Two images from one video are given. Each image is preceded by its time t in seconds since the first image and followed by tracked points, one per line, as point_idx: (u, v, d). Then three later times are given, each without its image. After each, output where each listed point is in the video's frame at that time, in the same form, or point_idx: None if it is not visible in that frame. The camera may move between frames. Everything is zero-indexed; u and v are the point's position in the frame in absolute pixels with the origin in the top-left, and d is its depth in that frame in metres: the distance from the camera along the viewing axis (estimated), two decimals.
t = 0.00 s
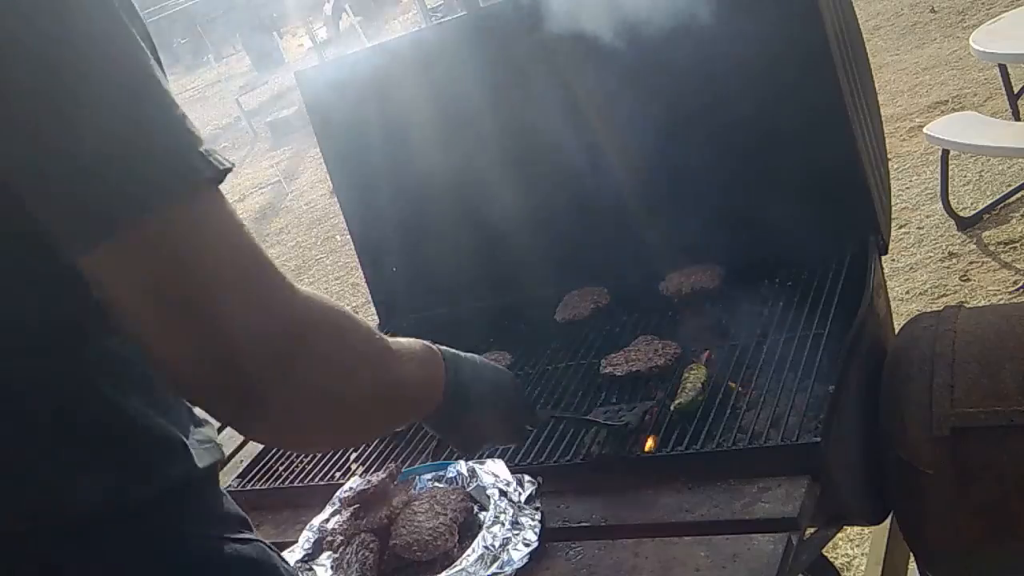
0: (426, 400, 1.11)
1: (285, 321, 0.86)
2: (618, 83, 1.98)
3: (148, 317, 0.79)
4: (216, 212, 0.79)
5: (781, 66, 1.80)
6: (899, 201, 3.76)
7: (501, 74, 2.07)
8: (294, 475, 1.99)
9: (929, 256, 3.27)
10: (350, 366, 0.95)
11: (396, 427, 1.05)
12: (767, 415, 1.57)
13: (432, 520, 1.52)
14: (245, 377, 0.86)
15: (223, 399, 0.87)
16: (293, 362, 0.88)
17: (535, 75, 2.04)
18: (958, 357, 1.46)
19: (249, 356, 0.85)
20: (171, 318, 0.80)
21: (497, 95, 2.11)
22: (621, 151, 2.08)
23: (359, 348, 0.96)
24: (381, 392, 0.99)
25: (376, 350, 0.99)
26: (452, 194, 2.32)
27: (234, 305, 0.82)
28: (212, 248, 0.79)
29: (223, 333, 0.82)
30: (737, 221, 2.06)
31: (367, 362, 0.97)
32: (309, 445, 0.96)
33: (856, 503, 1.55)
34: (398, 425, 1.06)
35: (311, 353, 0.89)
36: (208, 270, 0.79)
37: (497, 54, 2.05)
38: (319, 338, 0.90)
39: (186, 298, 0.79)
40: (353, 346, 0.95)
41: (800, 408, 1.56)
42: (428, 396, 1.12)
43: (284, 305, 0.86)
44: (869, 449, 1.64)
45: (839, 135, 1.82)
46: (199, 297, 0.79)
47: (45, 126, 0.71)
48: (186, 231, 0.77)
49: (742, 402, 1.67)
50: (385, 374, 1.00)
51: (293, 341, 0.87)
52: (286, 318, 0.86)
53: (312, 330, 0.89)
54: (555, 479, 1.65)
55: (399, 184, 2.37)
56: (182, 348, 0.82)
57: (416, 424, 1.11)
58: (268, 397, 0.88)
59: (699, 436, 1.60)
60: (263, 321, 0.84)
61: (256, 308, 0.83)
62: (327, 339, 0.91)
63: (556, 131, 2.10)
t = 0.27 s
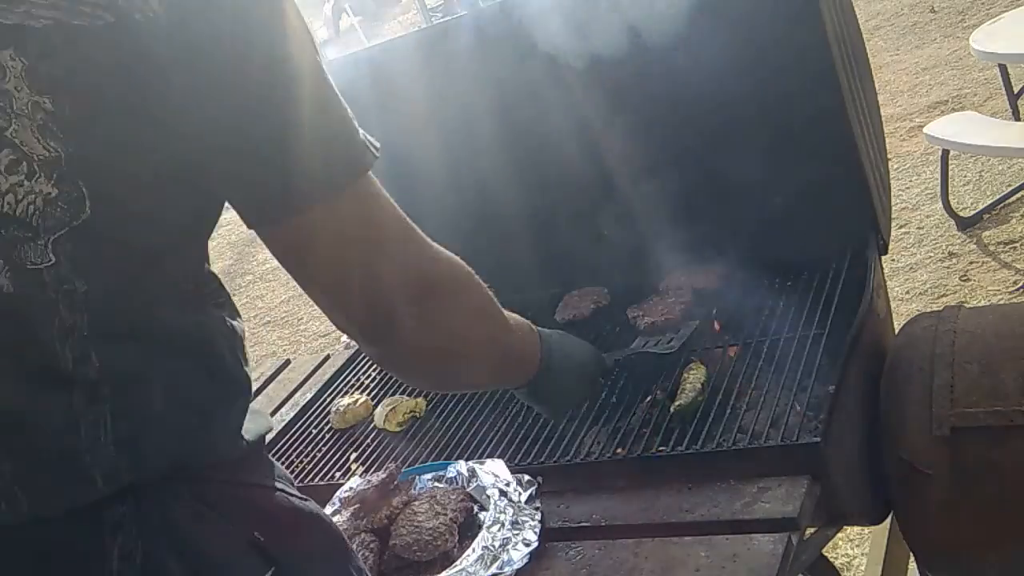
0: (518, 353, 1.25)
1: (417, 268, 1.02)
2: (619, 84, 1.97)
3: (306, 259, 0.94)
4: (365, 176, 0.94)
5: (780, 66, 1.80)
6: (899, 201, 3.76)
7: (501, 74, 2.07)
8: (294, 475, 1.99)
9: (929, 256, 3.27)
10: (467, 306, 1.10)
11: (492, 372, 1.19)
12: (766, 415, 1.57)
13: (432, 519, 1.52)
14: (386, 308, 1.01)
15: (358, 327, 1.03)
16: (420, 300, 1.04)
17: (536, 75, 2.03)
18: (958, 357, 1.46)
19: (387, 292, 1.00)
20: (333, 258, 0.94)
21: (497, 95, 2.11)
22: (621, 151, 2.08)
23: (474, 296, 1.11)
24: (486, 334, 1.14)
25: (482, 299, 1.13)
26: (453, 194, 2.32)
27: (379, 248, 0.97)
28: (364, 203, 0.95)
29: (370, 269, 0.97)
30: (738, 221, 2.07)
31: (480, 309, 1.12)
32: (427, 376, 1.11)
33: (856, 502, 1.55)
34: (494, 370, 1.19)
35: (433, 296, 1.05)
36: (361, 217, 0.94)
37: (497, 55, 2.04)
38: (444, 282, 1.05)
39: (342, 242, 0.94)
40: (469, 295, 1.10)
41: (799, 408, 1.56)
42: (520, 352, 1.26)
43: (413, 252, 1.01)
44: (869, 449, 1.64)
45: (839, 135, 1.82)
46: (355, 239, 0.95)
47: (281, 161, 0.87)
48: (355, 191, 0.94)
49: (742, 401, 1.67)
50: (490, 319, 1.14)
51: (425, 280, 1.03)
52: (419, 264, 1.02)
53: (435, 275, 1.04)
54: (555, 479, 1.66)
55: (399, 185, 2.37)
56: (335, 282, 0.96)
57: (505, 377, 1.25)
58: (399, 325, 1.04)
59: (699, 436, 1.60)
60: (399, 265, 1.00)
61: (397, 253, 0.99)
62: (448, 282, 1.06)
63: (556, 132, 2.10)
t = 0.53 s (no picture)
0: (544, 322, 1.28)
1: (454, 250, 1.03)
2: (619, 83, 1.97)
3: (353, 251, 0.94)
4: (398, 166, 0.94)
5: (780, 66, 1.80)
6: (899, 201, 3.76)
7: (502, 75, 2.07)
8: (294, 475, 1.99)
9: (929, 256, 3.27)
10: (500, 281, 1.11)
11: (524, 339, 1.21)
12: (766, 415, 1.57)
13: (432, 519, 1.52)
14: (429, 288, 1.03)
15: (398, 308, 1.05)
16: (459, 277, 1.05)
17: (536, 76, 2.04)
18: (958, 357, 1.46)
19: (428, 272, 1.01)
20: (375, 249, 0.95)
21: (498, 96, 2.11)
22: (622, 151, 2.08)
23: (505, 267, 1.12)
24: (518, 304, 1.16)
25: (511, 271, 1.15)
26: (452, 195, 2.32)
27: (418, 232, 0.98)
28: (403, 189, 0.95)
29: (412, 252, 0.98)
30: (738, 220, 2.07)
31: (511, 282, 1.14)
32: (463, 348, 1.13)
33: (856, 503, 1.55)
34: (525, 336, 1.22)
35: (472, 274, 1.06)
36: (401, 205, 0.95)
37: (497, 55, 2.05)
38: (481, 260, 1.07)
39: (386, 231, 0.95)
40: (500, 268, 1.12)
41: (799, 408, 1.56)
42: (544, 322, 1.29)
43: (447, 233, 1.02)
44: (869, 449, 1.64)
45: (839, 135, 1.82)
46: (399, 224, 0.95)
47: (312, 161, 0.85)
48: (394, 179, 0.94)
49: (742, 401, 1.67)
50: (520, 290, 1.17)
51: (462, 261, 1.04)
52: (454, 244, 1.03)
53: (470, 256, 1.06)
54: (554, 479, 1.66)
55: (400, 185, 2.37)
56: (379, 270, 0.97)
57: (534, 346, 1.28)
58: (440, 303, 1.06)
59: (699, 435, 1.61)
60: (438, 246, 1.01)
61: (433, 237, 1.00)
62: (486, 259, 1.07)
63: (557, 132, 2.10)
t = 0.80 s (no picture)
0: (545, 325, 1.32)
1: (442, 236, 1.09)
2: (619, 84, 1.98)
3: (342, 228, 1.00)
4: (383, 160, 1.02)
5: (780, 66, 1.80)
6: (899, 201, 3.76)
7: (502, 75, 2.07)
8: (294, 475, 1.99)
9: (929, 255, 3.27)
10: (487, 268, 1.15)
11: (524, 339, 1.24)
12: (766, 415, 1.57)
13: (432, 519, 1.52)
14: (416, 269, 1.08)
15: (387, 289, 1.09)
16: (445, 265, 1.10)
17: (536, 77, 2.04)
18: (958, 357, 1.46)
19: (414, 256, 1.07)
20: (359, 225, 1.00)
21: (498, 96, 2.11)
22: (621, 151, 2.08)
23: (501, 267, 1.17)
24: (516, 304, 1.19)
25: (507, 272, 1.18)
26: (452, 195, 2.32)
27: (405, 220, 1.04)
28: (388, 174, 1.02)
29: (396, 232, 1.04)
30: (738, 220, 2.07)
31: (507, 279, 1.18)
32: (459, 337, 1.16)
33: (856, 503, 1.55)
34: (527, 336, 1.25)
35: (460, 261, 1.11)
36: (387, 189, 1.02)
37: (498, 56, 2.05)
38: (470, 250, 1.12)
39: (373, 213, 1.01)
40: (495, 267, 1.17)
41: (799, 408, 1.56)
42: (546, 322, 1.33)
43: (434, 222, 1.09)
44: (869, 450, 1.64)
45: (838, 135, 1.82)
46: (381, 203, 1.02)
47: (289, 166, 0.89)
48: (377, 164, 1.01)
49: (742, 401, 1.67)
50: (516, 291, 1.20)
51: (447, 247, 1.10)
52: (439, 233, 1.09)
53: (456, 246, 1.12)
54: (555, 479, 1.66)
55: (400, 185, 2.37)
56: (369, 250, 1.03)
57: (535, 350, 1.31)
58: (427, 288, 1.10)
59: (699, 435, 1.61)
60: (421, 229, 1.07)
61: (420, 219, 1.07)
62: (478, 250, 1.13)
63: (556, 133, 2.11)
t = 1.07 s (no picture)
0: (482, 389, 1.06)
1: (325, 296, 0.82)
2: (618, 84, 1.98)
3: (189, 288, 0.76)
4: (256, 208, 0.77)
5: (780, 66, 1.80)
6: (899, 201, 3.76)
7: (502, 75, 2.07)
8: (294, 475, 1.99)
9: (929, 256, 3.27)
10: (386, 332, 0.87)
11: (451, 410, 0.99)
12: (766, 415, 1.57)
13: (432, 520, 1.52)
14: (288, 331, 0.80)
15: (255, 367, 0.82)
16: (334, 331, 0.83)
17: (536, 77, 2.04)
18: (958, 357, 1.46)
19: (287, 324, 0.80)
20: (208, 286, 0.76)
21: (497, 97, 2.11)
22: (621, 152, 2.08)
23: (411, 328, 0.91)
24: (442, 370, 0.95)
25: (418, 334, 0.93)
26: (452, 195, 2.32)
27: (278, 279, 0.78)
28: (247, 220, 0.76)
29: (259, 294, 0.77)
30: (737, 220, 2.07)
31: (421, 344, 0.92)
32: (362, 419, 0.90)
33: (856, 503, 1.54)
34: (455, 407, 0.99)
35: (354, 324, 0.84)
36: (247, 243, 0.76)
37: (498, 57, 2.05)
38: (365, 316, 0.85)
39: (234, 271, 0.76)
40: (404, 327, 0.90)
41: (799, 408, 1.56)
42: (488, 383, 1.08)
43: (312, 279, 0.81)
44: (869, 449, 1.64)
45: (837, 135, 1.82)
46: (238, 255, 0.75)
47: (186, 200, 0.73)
48: (229, 206, 0.75)
49: (742, 401, 1.67)
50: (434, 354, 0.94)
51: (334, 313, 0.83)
52: (319, 293, 0.81)
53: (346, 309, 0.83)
54: (555, 480, 1.66)
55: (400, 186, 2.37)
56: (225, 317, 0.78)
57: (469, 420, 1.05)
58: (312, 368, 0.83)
59: (699, 435, 1.60)
60: (296, 287, 0.79)
61: (294, 281, 0.79)
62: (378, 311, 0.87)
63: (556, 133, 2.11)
